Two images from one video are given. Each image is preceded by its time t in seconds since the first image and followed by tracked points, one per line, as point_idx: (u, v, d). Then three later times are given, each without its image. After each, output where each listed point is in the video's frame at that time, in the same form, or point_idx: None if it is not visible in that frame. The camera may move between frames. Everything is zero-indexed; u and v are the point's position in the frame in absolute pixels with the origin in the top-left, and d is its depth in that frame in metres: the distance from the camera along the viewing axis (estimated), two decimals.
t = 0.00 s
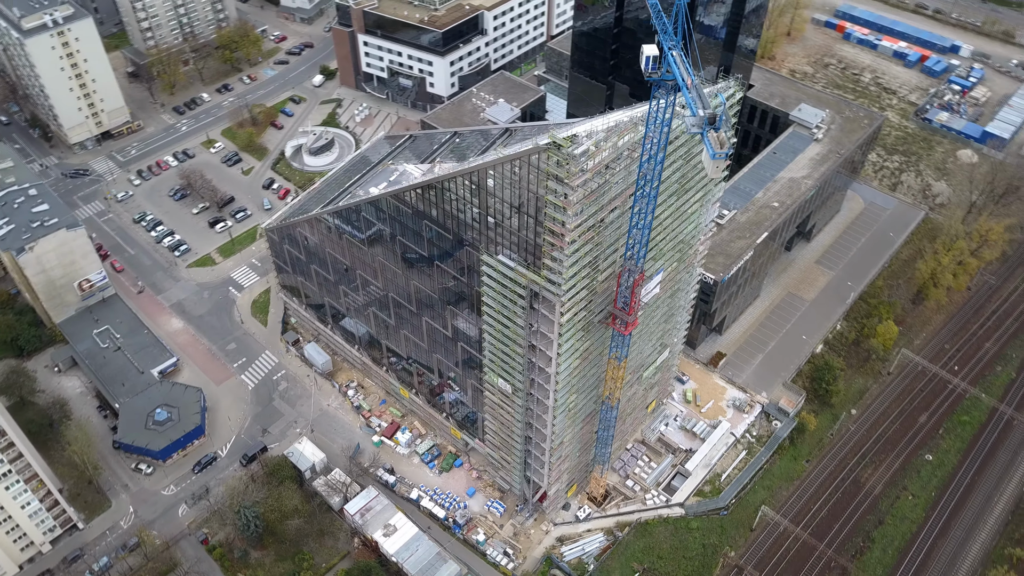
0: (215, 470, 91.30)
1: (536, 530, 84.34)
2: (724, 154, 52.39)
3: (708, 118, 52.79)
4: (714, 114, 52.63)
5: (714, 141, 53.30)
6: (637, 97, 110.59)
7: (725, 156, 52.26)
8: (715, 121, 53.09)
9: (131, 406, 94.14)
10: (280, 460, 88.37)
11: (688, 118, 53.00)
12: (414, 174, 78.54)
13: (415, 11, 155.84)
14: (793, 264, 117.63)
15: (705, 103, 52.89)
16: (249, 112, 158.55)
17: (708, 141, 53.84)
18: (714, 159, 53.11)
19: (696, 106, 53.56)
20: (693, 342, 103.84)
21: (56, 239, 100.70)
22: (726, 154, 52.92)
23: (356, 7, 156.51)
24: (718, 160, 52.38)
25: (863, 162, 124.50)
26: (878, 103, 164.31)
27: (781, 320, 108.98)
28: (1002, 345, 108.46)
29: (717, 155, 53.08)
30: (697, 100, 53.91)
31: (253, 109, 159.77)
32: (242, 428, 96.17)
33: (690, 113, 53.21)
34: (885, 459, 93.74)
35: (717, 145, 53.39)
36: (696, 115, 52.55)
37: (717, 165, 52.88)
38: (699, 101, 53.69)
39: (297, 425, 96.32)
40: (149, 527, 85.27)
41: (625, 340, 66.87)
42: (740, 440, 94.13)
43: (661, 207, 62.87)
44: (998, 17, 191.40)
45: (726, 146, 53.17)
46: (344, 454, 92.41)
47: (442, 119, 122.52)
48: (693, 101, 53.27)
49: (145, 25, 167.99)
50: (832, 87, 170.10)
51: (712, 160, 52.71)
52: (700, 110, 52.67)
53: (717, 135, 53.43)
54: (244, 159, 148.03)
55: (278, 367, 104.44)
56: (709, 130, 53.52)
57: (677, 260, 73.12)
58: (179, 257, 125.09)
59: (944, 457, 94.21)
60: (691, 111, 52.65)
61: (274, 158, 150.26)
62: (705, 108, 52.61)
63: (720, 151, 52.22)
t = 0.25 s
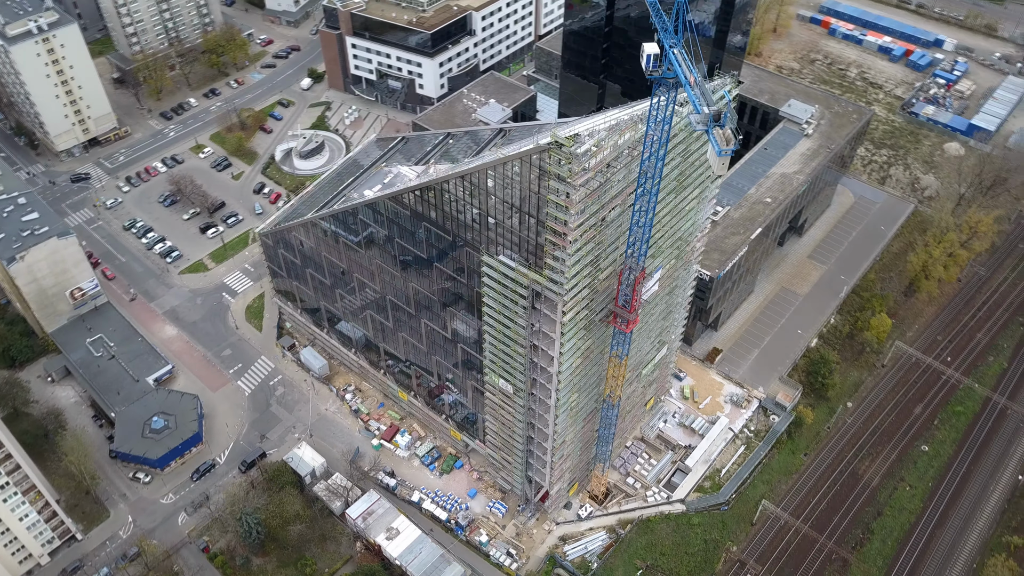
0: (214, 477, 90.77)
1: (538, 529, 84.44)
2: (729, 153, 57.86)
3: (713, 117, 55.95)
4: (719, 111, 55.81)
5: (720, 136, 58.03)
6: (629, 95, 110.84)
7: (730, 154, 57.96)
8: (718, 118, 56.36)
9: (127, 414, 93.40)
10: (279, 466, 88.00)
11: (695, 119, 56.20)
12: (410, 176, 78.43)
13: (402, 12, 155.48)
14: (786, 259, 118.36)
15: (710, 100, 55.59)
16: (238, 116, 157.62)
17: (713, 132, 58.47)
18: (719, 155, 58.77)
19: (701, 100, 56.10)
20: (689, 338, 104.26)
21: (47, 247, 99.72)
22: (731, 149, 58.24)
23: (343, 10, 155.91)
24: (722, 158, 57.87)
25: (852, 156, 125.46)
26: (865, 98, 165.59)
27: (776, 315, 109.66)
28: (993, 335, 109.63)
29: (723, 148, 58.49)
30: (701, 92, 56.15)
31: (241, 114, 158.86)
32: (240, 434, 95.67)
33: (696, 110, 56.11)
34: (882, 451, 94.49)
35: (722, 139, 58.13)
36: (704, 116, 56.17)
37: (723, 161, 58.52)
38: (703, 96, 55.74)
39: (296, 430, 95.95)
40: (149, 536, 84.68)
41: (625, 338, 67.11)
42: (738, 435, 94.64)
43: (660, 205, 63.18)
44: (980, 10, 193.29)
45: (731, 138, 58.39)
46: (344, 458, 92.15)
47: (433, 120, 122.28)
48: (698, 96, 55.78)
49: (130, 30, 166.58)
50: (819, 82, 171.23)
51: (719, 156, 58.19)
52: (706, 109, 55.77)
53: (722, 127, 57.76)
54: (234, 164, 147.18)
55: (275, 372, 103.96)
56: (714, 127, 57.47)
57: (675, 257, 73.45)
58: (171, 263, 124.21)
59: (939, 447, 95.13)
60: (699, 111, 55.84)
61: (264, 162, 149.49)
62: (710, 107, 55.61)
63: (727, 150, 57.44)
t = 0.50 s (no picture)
0: (212, 484, 90.23)
1: (539, 530, 84.47)
2: (733, 151, 57.21)
3: (714, 114, 55.74)
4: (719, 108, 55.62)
5: (722, 135, 57.80)
6: (621, 94, 111.00)
7: (734, 152, 57.28)
8: (720, 115, 56.16)
9: (123, 422, 92.65)
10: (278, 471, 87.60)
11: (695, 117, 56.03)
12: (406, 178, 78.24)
13: (391, 14, 155.06)
14: (779, 255, 118.97)
15: (711, 99, 55.62)
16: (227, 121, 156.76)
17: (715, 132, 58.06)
18: (722, 153, 57.92)
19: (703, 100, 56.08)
20: (685, 336, 104.59)
21: (39, 255, 98.81)
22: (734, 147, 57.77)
23: (331, 12, 155.32)
24: (726, 156, 56.96)
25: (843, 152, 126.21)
26: (852, 93, 166.71)
27: (770, 311, 110.21)
28: (985, 328, 110.55)
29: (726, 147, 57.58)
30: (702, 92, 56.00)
31: (231, 118, 158.00)
32: (237, 440, 95.16)
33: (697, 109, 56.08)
34: (878, 444, 95.11)
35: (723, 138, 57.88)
36: (705, 114, 55.81)
37: (727, 159, 57.59)
38: (704, 96, 55.86)
39: (293, 435, 95.54)
40: (147, 544, 84.12)
41: (625, 336, 67.27)
42: (736, 432, 95.01)
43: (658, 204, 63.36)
44: (964, 6, 194.90)
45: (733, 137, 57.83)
46: (342, 463, 91.85)
47: (425, 122, 122.05)
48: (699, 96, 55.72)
49: (116, 35, 165.31)
50: (807, 79, 172.22)
51: (722, 154, 57.23)
52: (707, 107, 55.63)
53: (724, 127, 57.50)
54: (224, 168, 146.35)
55: (271, 378, 103.44)
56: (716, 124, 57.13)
57: (672, 255, 73.65)
58: (163, 269, 123.35)
59: (935, 440, 95.84)
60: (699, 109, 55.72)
61: (255, 166, 148.75)
62: (711, 105, 55.49)
63: (730, 147, 56.91)
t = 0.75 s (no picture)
0: (210, 488, 89.90)
1: (540, 530, 84.44)
2: (733, 150, 57.89)
3: (714, 114, 55.95)
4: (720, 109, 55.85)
5: (723, 134, 57.98)
6: (616, 94, 111.08)
7: (734, 152, 58.04)
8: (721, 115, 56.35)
9: (120, 427, 92.18)
10: (277, 475, 87.37)
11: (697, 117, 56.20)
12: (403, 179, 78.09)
13: (385, 15, 154.74)
14: (775, 253, 119.23)
15: (712, 99, 55.76)
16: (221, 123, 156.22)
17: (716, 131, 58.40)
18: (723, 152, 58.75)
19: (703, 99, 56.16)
20: (683, 335, 104.71)
21: (33, 260, 98.28)
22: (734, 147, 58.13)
23: (325, 14, 154.92)
24: (727, 156, 57.54)
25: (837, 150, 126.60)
26: (846, 91, 167.32)
27: (767, 309, 110.48)
28: (980, 324, 111.06)
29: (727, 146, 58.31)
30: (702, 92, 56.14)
31: (224, 121, 157.49)
32: (235, 444, 94.84)
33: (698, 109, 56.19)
34: (876, 441, 95.42)
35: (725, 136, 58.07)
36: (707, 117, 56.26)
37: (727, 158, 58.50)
38: (705, 95, 55.85)
39: (292, 438, 95.29)
40: (146, 550, 83.78)
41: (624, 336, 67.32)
42: (735, 430, 95.17)
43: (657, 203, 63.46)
44: (954, 3, 195.81)
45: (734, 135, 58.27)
46: (341, 465, 91.66)
47: (421, 123, 121.85)
48: (700, 96, 55.82)
49: (108, 38, 164.53)
50: (800, 77, 172.75)
51: (723, 154, 57.99)
52: (708, 108, 55.83)
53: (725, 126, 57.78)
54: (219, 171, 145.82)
55: (268, 381, 103.10)
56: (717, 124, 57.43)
57: (671, 254, 73.71)
58: (159, 273, 122.82)
59: (932, 436, 96.18)
60: (700, 110, 55.92)
61: (249, 169, 148.30)
62: (712, 105, 55.59)
63: (730, 148, 57.46)
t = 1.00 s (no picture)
0: (209, 492, 89.55)
1: (540, 531, 84.42)
2: (735, 149, 56.93)
3: (714, 113, 55.75)
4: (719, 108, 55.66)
5: (724, 134, 57.39)
6: (611, 93, 111.09)
7: (736, 151, 56.98)
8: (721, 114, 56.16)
9: (117, 432, 91.71)
10: (276, 479, 87.11)
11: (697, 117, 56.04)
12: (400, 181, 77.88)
13: (379, 16, 154.36)
14: (771, 251, 119.44)
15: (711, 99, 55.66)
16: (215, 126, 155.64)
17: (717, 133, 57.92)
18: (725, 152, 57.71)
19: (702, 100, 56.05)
20: (680, 334, 104.80)
21: (28, 265, 97.71)
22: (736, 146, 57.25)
23: (318, 16, 154.45)
24: (729, 154, 56.64)
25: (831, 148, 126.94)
26: (839, 90, 167.84)
27: (764, 307, 110.70)
28: (976, 320, 111.54)
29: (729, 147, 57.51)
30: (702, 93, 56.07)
31: (218, 123, 156.93)
32: (233, 448, 94.50)
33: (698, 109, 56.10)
34: (874, 438, 95.73)
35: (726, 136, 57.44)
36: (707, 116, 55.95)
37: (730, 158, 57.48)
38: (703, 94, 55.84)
39: (290, 441, 95.01)
40: (145, 555, 83.43)
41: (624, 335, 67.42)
42: (733, 429, 95.31)
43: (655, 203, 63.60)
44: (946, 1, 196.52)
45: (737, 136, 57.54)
46: (340, 468, 91.43)
47: (416, 124, 121.64)
48: (699, 97, 55.73)
49: (100, 41, 163.75)
50: (794, 75, 173.16)
51: (724, 153, 57.07)
52: (708, 107, 55.67)
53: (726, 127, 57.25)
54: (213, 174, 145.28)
55: (266, 384, 102.75)
56: (718, 123, 57.08)
57: (669, 253, 73.83)
58: (154, 277, 122.25)
59: (930, 433, 96.53)
60: (700, 109, 55.72)
61: (244, 172, 147.81)
62: (712, 104, 55.51)
63: (732, 146, 56.61)
